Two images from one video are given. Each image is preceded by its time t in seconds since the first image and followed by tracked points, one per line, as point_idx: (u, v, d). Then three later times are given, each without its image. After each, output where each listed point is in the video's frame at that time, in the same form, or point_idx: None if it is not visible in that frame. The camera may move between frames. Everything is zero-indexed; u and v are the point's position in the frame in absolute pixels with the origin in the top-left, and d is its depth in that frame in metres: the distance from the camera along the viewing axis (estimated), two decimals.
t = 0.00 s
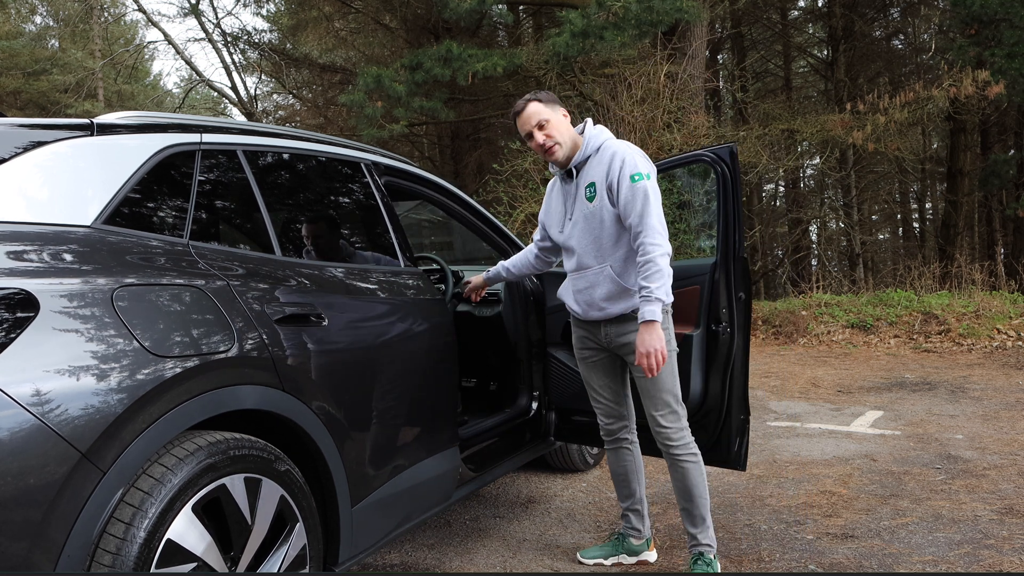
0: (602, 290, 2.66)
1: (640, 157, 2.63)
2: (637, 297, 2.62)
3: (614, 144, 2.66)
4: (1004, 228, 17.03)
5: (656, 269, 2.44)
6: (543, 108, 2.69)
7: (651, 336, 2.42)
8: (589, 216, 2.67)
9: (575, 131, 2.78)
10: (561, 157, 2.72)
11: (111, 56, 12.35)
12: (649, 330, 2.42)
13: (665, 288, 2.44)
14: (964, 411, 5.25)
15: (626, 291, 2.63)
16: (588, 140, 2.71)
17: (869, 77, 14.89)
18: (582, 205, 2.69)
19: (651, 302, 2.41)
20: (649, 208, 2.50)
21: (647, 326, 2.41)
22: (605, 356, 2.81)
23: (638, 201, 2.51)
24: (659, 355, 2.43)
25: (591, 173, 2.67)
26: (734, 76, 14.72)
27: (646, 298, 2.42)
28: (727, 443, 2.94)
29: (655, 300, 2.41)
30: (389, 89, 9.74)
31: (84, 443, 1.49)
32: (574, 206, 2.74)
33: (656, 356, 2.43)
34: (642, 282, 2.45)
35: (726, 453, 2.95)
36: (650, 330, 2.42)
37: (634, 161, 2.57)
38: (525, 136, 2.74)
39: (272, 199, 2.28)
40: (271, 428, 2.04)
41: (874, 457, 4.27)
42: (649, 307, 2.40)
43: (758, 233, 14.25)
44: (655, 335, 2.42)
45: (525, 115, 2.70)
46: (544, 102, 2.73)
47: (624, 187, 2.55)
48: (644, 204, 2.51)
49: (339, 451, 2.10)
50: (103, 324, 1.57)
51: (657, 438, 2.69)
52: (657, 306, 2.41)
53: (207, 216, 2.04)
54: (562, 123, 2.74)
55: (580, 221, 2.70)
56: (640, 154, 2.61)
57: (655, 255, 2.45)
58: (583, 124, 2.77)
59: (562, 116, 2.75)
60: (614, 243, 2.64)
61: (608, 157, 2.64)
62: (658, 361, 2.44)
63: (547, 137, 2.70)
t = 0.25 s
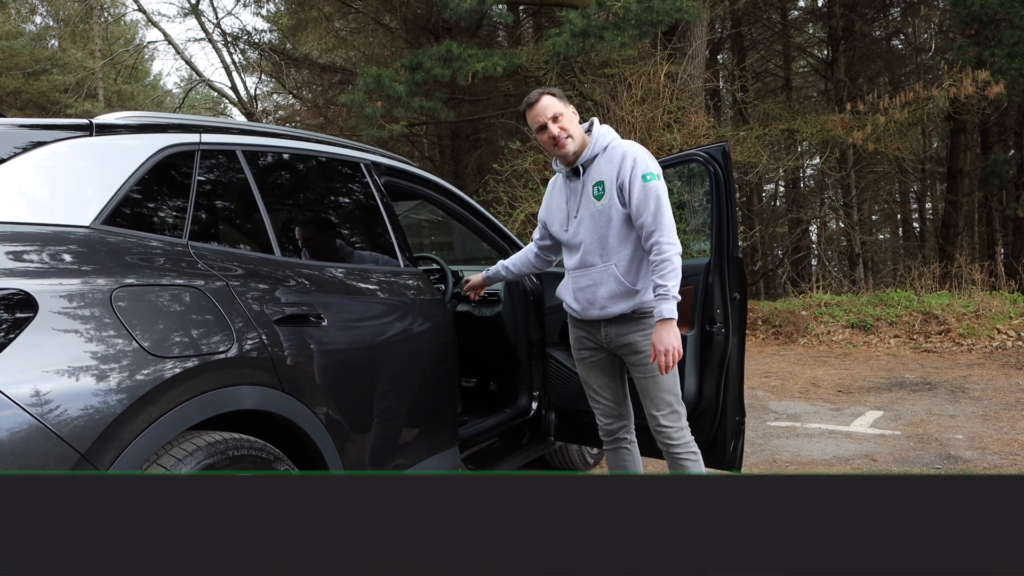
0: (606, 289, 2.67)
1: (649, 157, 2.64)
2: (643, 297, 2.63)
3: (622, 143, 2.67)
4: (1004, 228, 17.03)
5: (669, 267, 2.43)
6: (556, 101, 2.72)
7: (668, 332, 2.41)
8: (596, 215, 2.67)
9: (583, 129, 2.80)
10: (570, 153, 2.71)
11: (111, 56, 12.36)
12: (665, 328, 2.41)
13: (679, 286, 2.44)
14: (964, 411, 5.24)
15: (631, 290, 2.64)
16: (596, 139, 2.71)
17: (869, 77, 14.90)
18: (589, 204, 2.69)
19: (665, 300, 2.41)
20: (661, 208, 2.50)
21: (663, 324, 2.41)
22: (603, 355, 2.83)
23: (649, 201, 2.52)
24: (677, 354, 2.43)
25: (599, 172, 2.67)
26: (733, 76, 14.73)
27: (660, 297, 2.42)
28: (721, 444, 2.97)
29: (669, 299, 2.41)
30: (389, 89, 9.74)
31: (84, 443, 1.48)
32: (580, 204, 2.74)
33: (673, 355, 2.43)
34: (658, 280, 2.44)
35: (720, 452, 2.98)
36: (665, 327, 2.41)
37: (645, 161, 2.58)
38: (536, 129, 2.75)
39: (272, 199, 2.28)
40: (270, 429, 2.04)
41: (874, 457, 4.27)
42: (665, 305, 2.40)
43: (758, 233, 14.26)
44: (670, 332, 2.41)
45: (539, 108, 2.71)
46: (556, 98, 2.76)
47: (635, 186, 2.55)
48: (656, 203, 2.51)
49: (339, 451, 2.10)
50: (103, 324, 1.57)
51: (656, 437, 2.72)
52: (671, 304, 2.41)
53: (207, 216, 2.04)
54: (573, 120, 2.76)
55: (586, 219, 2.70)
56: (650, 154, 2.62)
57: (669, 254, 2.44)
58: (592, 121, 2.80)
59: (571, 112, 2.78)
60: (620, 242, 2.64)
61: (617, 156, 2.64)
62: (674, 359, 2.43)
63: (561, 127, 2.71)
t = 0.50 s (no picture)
0: (605, 289, 2.67)
1: (655, 159, 2.64)
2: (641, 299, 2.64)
3: (629, 145, 2.67)
4: (1004, 228, 17.04)
5: (668, 271, 2.43)
6: (566, 98, 2.72)
7: (656, 335, 2.40)
8: (599, 215, 2.67)
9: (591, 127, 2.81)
10: (577, 151, 2.71)
11: (110, 56, 12.35)
12: (654, 331, 2.40)
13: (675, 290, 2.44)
14: (964, 411, 5.24)
15: (630, 291, 2.64)
16: (603, 139, 2.71)
17: (869, 77, 14.92)
18: (593, 203, 2.69)
19: (658, 303, 2.41)
20: (663, 211, 2.50)
21: (652, 327, 2.40)
22: (602, 355, 2.85)
23: (652, 204, 2.52)
24: (662, 358, 2.41)
25: (605, 172, 2.67)
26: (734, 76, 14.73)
27: (653, 299, 2.42)
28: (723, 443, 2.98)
29: (664, 302, 2.40)
30: (390, 89, 9.75)
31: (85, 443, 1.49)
32: (584, 203, 2.74)
33: (661, 358, 2.41)
34: (654, 283, 2.44)
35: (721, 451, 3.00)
36: (654, 330, 2.40)
37: (651, 163, 2.58)
38: (544, 125, 2.75)
39: (272, 199, 2.28)
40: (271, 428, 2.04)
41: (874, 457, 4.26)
42: (657, 308, 2.40)
43: (758, 233, 14.27)
44: (659, 336, 2.40)
45: (549, 104, 2.71)
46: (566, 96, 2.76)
47: (639, 188, 2.55)
48: (659, 206, 2.51)
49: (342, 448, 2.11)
50: (103, 324, 1.56)
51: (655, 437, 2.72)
52: (665, 306, 2.40)
53: (207, 216, 2.04)
54: (583, 118, 2.77)
55: (589, 218, 2.70)
56: (656, 157, 2.62)
57: (667, 258, 2.44)
58: (600, 120, 2.80)
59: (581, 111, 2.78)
60: (621, 243, 2.64)
61: (623, 158, 2.64)
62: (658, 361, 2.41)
63: (571, 124, 2.71)
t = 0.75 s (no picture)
0: (601, 290, 2.67)
1: (658, 164, 2.63)
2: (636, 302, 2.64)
3: (632, 148, 2.66)
4: (1004, 228, 17.04)
5: (663, 277, 2.44)
6: (573, 97, 2.72)
7: (646, 338, 2.40)
8: (599, 216, 2.67)
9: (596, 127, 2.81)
10: (581, 151, 2.72)
11: (110, 56, 12.35)
12: (645, 334, 2.40)
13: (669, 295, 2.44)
14: (964, 411, 5.24)
15: (626, 293, 2.65)
16: (607, 142, 2.71)
17: (869, 77, 14.92)
18: (594, 204, 2.69)
19: (651, 307, 2.41)
20: (663, 216, 2.50)
21: (643, 330, 2.40)
22: (598, 356, 2.86)
23: (651, 208, 2.52)
24: (651, 362, 2.41)
25: (607, 174, 2.67)
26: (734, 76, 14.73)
27: (646, 302, 2.41)
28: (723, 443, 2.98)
29: (656, 306, 2.40)
30: (390, 89, 9.74)
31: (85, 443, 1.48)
32: (585, 203, 2.74)
33: (649, 361, 2.41)
34: (648, 287, 2.44)
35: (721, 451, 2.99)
36: (645, 333, 2.40)
37: (654, 168, 2.58)
38: (549, 123, 2.75)
39: (272, 199, 2.28)
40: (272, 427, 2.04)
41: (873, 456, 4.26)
42: (649, 311, 2.39)
43: (758, 233, 14.27)
44: (649, 339, 2.40)
45: (555, 102, 2.71)
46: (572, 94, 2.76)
47: (639, 193, 2.55)
48: (658, 212, 2.51)
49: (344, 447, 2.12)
50: (103, 324, 1.56)
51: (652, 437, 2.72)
52: (657, 310, 2.40)
53: (207, 217, 2.04)
54: (588, 117, 2.77)
55: (589, 219, 2.70)
56: (658, 161, 2.62)
57: (663, 263, 2.44)
58: (605, 120, 2.80)
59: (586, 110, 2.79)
60: (619, 245, 2.64)
61: (626, 161, 2.64)
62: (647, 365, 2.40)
63: (576, 123, 2.71)
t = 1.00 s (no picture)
0: (600, 290, 2.67)
1: (657, 166, 2.64)
2: (635, 302, 2.64)
3: (631, 149, 2.67)
4: (1004, 228, 17.04)
5: (664, 277, 2.44)
6: (573, 98, 2.73)
7: (651, 339, 2.39)
8: (598, 216, 2.67)
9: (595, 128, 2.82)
10: (581, 151, 2.71)
11: (110, 56, 12.35)
12: (650, 335, 2.39)
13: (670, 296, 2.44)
14: (964, 411, 5.24)
15: (625, 294, 2.65)
16: (606, 143, 2.71)
17: (869, 77, 14.93)
18: (592, 205, 2.69)
19: (653, 307, 2.41)
20: (662, 217, 2.51)
21: (648, 332, 2.39)
22: (595, 356, 2.85)
23: (651, 209, 2.52)
24: (659, 362, 2.40)
25: (606, 174, 2.67)
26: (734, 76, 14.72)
27: (648, 303, 2.41)
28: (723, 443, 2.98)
29: (659, 307, 2.40)
30: (389, 89, 9.74)
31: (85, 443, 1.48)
32: (583, 204, 2.74)
33: (656, 362, 2.40)
34: (649, 288, 2.44)
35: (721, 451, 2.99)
36: (650, 335, 2.39)
37: (653, 169, 2.58)
38: (549, 122, 2.74)
39: (272, 199, 2.28)
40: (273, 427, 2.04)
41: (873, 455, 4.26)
42: (653, 312, 2.39)
43: (758, 233, 14.28)
44: (654, 340, 2.39)
45: (555, 102, 2.72)
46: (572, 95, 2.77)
47: (638, 193, 2.56)
48: (657, 212, 2.51)
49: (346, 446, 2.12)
50: (103, 324, 1.56)
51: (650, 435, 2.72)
52: (660, 311, 2.40)
53: (207, 216, 2.04)
54: (587, 118, 2.77)
55: (587, 219, 2.70)
56: (657, 162, 2.62)
57: (664, 264, 2.45)
58: (603, 121, 2.81)
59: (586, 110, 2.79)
60: (619, 245, 2.64)
61: (625, 162, 2.64)
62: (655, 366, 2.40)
63: (576, 123, 2.71)
